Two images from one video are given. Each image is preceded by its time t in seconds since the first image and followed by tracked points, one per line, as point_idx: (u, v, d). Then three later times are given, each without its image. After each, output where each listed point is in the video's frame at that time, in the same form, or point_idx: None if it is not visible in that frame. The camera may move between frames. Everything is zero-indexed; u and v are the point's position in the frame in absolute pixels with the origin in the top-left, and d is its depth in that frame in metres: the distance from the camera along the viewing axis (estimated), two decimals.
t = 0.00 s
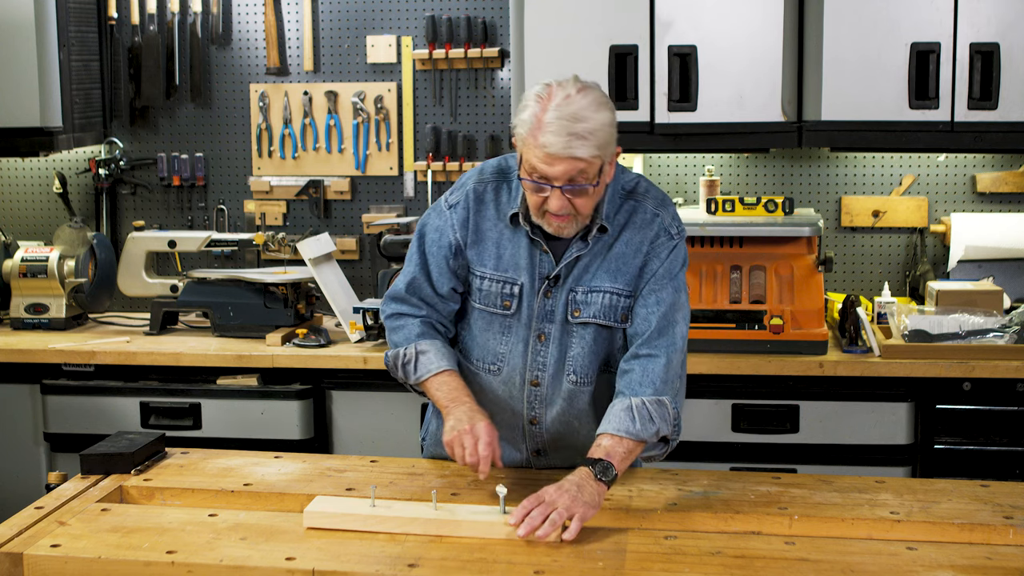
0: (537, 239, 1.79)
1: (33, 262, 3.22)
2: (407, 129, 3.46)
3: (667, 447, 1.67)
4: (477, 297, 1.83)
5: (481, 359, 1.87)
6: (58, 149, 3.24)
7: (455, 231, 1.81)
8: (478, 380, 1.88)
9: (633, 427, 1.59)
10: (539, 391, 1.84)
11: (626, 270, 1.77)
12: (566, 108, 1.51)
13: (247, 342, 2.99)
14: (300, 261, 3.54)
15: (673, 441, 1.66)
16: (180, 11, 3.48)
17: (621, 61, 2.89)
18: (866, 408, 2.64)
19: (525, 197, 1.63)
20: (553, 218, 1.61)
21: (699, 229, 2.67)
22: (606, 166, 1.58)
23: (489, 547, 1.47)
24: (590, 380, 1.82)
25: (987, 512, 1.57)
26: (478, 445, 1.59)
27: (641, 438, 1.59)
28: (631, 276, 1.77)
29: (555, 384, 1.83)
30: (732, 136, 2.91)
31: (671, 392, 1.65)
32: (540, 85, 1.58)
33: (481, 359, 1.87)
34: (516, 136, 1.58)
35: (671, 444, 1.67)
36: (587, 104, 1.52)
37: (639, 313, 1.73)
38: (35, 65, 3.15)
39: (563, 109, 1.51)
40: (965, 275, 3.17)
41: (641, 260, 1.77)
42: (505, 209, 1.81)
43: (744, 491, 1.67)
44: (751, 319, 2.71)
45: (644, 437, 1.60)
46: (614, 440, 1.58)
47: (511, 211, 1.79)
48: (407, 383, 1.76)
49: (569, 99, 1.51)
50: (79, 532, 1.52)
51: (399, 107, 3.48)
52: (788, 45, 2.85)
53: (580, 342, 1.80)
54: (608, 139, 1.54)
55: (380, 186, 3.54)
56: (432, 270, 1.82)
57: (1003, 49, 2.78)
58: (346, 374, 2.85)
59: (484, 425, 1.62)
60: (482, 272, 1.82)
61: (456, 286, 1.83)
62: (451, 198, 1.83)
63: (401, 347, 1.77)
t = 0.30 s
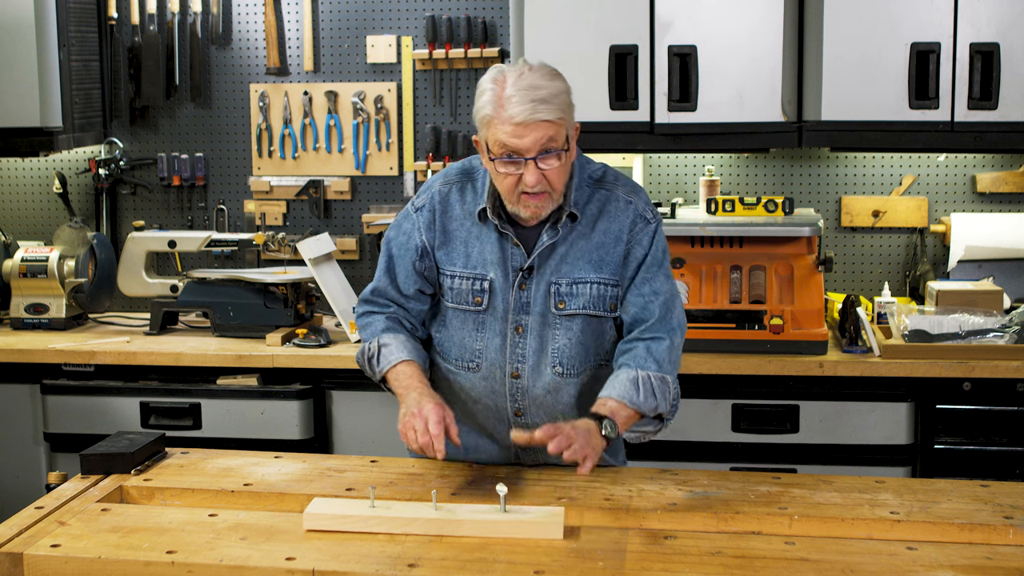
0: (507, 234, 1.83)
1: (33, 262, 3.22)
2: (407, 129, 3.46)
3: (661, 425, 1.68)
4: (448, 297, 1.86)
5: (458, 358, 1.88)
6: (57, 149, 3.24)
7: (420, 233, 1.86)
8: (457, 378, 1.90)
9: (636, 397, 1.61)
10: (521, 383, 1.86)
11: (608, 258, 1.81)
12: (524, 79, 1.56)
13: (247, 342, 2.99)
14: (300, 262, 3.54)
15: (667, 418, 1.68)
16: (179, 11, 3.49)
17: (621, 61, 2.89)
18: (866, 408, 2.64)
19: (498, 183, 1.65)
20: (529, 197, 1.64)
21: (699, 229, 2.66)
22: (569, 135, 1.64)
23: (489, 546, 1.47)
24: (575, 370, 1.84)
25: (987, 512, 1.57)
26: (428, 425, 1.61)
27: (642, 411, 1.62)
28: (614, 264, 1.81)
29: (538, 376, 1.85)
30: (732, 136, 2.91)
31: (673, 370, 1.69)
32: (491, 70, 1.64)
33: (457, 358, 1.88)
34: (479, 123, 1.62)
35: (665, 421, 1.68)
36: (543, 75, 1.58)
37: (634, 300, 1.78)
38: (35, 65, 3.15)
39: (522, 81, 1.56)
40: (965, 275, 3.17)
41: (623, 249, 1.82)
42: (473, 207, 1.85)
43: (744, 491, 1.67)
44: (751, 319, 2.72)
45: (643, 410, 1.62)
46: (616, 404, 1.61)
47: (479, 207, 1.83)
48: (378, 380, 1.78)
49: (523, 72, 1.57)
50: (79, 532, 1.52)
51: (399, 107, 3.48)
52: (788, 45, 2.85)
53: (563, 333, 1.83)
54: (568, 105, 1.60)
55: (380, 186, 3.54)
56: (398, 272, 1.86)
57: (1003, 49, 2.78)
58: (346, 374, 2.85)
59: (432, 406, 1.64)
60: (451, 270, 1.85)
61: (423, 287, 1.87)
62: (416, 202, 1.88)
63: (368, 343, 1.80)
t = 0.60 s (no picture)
0: (483, 225, 1.86)
1: (33, 262, 3.22)
2: (407, 129, 3.46)
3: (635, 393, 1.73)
4: (427, 293, 1.88)
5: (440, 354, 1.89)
6: (57, 149, 3.24)
7: (395, 233, 1.88)
8: (440, 375, 1.90)
9: (626, 347, 1.68)
10: (507, 373, 1.88)
11: (589, 246, 1.86)
12: (492, 67, 1.61)
13: (247, 342, 2.99)
14: (299, 262, 3.54)
15: (641, 387, 1.73)
16: (179, 11, 3.49)
17: (621, 61, 2.89)
18: (866, 408, 2.64)
19: (473, 174, 1.69)
20: (504, 184, 1.67)
21: (699, 229, 2.66)
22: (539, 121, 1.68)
23: (489, 546, 1.47)
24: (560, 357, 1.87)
25: (987, 512, 1.57)
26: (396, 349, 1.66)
27: (627, 363, 1.68)
28: (594, 251, 1.87)
29: (524, 365, 1.87)
30: (732, 136, 2.91)
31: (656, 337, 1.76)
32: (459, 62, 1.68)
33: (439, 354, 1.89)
34: (450, 117, 1.67)
35: (639, 389, 1.74)
36: (508, 62, 1.63)
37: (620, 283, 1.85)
38: (35, 65, 3.15)
39: (490, 69, 1.61)
40: (965, 275, 3.17)
41: (602, 236, 1.87)
42: (449, 203, 1.87)
43: (745, 491, 1.67)
44: (751, 319, 2.72)
45: (627, 364, 1.68)
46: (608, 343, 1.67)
47: (455, 199, 1.86)
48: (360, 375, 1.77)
49: (489, 61, 1.62)
50: (79, 532, 1.52)
51: (399, 107, 3.49)
52: (788, 46, 2.85)
53: (547, 321, 1.86)
54: (536, 91, 1.65)
55: (380, 186, 3.54)
56: (375, 270, 1.87)
57: (1003, 48, 2.78)
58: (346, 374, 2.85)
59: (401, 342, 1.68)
60: (428, 266, 1.87)
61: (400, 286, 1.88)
62: (389, 204, 1.91)
63: (346, 335, 1.79)
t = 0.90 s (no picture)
0: (461, 211, 1.87)
1: (33, 262, 3.22)
2: (407, 130, 3.46)
3: (604, 365, 1.78)
4: (407, 284, 1.88)
5: (425, 344, 1.89)
6: (57, 149, 3.23)
7: (371, 228, 1.88)
8: (427, 366, 1.90)
9: (603, 322, 1.69)
10: (494, 355, 1.89)
11: (566, 224, 1.89)
12: (453, 42, 1.67)
13: (247, 342, 2.99)
14: (299, 262, 3.54)
15: (611, 361, 1.76)
16: (179, 11, 3.49)
17: (621, 60, 2.89)
18: (866, 408, 2.64)
19: (441, 150, 1.72)
20: (472, 155, 1.70)
21: (699, 229, 2.66)
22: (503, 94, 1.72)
23: (489, 546, 1.47)
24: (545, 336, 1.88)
25: (987, 512, 1.57)
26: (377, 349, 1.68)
27: (603, 337, 1.70)
28: (572, 229, 1.89)
29: (510, 345, 1.88)
30: (732, 136, 2.91)
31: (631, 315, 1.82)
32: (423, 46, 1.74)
33: (425, 344, 1.89)
34: (415, 95, 1.72)
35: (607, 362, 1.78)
36: (468, 38, 1.68)
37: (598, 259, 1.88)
38: (35, 65, 3.15)
39: (451, 44, 1.67)
40: (965, 275, 3.17)
41: (577, 214, 1.90)
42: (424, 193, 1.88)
43: (745, 491, 1.67)
44: (751, 319, 2.72)
45: (603, 338, 1.70)
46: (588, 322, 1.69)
47: (430, 186, 1.86)
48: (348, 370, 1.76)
49: (449, 37, 1.68)
50: (79, 532, 1.52)
51: (399, 107, 3.48)
52: (788, 46, 2.86)
53: (531, 300, 1.87)
54: (498, 65, 1.70)
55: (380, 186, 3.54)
56: (354, 268, 1.86)
57: (1003, 48, 2.78)
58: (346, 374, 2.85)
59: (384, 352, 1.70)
60: (407, 258, 1.87)
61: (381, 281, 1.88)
62: (363, 202, 1.91)
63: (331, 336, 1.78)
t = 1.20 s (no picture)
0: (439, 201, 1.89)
1: (33, 262, 3.22)
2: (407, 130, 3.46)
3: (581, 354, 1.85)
4: (390, 280, 1.89)
5: (411, 339, 1.90)
6: (57, 149, 3.23)
7: (349, 227, 1.88)
8: (414, 361, 1.90)
9: (571, 315, 1.75)
10: (482, 345, 1.90)
11: (544, 211, 1.90)
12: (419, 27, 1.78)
13: (247, 342, 2.99)
14: (299, 262, 3.54)
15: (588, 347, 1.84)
16: (179, 11, 3.49)
17: (621, 60, 2.89)
18: (866, 408, 2.64)
19: (413, 130, 1.79)
20: (443, 129, 1.76)
21: (699, 229, 2.66)
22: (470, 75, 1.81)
23: (489, 546, 1.47)
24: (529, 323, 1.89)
25: (987, 512, 1.57)
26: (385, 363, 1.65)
27: (571, 329, 1.76)
28: (549, 215, 1.91)
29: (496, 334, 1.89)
30: (732, 136, 2.91)
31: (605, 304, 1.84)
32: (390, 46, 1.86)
33: (411, 339, 1.90)
34: (385, 84, 1.81)
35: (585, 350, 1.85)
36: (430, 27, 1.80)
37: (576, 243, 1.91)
38: (35, 65, 3.15)
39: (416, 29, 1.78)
40: (965, 275, 3.17)
41: (554, 199, 1.92)
42: (402, 188, 1.89)
43: (745, 491, 1.67)
44: (751, 319, 2.71)
45: (571, 330, 1.77)
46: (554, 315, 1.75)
47: (409, 178, 1.88)
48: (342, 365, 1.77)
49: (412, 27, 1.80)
50: (79, 532, 1.52)
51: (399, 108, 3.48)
52: (788, 46, 2.86)
53: (514, 288, 1.88)
54: (464, 47, 1.80)
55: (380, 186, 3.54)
56: (336, 267, 1.87)
57: (1003, 48, 2.78)
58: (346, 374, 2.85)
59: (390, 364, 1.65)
60: (388, 253, 1.88)
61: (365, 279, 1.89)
62: (340, 202, 1.91)
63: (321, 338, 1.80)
